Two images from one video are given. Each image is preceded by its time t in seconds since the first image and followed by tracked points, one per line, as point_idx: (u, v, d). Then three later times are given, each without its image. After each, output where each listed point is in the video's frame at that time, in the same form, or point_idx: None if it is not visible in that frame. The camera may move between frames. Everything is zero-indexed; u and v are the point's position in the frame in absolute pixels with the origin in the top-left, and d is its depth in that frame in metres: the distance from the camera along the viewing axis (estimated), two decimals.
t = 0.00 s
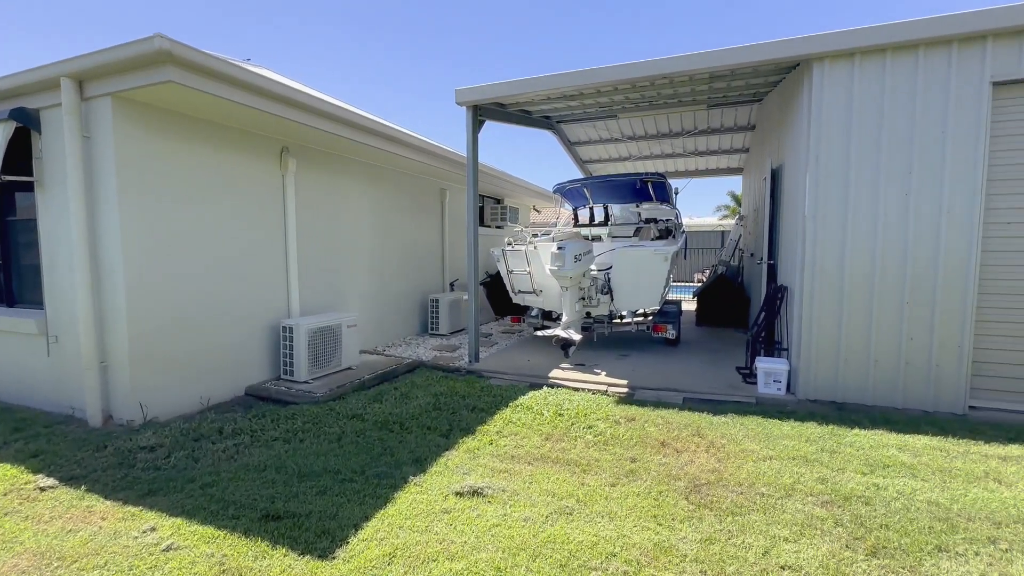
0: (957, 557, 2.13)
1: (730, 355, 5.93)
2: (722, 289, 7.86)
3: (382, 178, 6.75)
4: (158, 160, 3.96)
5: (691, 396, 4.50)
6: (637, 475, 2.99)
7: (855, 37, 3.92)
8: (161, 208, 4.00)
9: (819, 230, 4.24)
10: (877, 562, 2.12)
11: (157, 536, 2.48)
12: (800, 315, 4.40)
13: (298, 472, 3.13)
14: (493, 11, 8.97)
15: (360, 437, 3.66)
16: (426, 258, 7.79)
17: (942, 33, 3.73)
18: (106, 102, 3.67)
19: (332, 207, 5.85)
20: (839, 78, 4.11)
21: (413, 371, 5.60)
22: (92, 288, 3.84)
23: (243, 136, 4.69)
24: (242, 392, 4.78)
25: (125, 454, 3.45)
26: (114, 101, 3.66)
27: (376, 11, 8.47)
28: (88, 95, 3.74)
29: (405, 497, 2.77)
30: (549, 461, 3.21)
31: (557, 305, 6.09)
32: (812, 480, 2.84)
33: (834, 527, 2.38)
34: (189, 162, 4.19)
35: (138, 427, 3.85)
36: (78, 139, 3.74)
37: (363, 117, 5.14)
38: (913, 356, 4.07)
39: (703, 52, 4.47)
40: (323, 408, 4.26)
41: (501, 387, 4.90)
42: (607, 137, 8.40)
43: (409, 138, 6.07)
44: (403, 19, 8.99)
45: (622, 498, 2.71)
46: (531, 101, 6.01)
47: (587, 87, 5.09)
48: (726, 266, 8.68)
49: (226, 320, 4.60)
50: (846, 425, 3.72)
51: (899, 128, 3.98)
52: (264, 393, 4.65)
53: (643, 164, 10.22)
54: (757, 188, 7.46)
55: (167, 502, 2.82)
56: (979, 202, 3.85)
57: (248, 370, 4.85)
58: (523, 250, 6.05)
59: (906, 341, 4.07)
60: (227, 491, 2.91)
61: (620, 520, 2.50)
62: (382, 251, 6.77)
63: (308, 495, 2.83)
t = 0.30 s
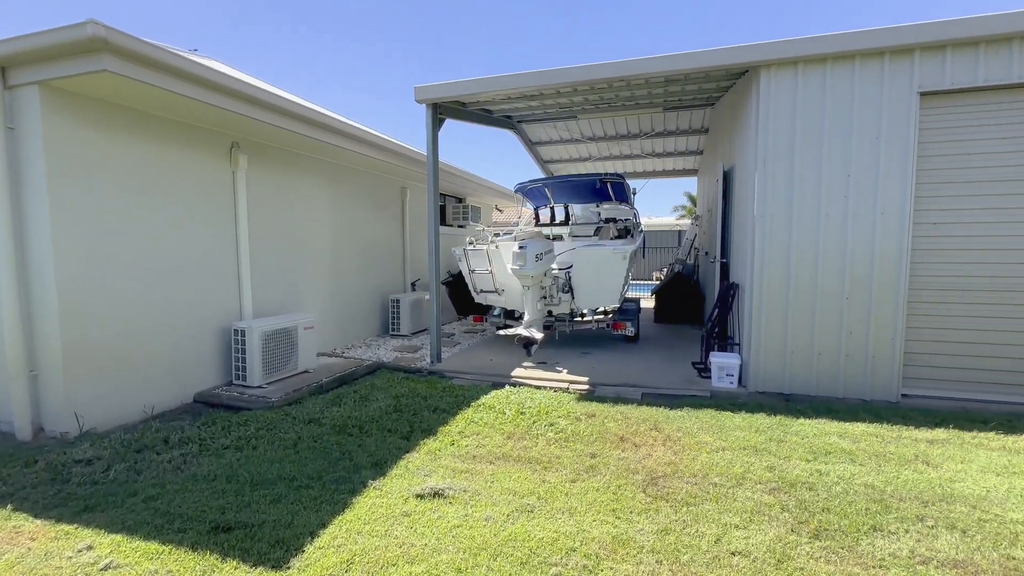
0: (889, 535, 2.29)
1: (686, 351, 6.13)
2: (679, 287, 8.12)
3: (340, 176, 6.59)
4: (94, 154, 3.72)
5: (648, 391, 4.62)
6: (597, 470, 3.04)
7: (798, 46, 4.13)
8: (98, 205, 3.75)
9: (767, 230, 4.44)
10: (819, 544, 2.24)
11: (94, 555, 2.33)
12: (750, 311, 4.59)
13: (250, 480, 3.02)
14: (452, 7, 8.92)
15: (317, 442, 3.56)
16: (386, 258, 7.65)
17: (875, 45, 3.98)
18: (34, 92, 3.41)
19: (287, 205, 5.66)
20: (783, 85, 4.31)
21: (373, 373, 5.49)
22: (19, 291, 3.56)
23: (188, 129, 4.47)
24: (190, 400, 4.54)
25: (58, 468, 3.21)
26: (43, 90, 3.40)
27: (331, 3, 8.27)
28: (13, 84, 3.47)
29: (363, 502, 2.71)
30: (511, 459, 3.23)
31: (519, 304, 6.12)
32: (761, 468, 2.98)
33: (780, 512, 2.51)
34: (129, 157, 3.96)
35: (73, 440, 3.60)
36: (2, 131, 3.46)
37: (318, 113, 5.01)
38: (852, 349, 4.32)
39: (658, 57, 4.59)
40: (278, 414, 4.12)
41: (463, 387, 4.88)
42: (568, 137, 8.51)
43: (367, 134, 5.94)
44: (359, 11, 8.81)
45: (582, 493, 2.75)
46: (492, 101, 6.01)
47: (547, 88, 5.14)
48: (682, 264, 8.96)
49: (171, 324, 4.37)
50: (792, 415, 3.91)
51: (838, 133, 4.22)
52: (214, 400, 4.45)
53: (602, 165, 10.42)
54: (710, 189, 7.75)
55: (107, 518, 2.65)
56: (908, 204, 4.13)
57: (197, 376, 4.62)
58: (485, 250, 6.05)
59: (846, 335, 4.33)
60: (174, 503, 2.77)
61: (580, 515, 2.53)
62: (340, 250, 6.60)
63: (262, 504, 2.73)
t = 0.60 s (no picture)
0: (824, 517, 2.43)
1: (641, 347, 6.29)
2: (635, 285, 8.34)
3: (293, 174, 6.39)
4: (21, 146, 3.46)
5: (605, 388, 4.72)
6: (553, 466, 3.09)
7: (742, 54, 4.33)
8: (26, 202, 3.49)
9: (716, 230, 4.62)
10: (760, 528, 2.36)
11: None
12: (701, 308, 4.77)
13: (195, 490, 2.89)
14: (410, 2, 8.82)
15: (268, 448, 3.45)
16: (343, 258, 7.47)
17: (812, 55, 4.21)
18: None
19: (235, 203, 5.44)
20: (729, 90, 4.50)
21: (329, 376, 5.36)
22: None
23: (128, 123, 4.24)
24: (129, 409, 4.29)
25: None
26: None
27: None
28: None
29: (316, 508, 2.65)
30: (469, 459, 3.22)
31: (479, 303, 6.12)
32: (709, 459, 3.10)
33: (725, 500, 2.62)
34: (62, 151, 3.71)
35: None
36: None
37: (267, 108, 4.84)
38: (794, 342, 4.56)
39: (612, 59, 4.69)
40: (226, 421, 3.95)
41: (422, 388, 4.83)
42: (527, 138, 8.57)
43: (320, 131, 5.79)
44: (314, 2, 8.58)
45: (538, 490, 2.79)
46: (450, 99, 5.98)
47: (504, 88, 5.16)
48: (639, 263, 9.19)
49: (108, 329, 4.11)
50: (740, 407, 4.09)
51: (779, 137, 4.44)
52: (157, 409, 4.22)
53: (561, 165, 10.55)
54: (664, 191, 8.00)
55: (33, 537, 2.47)
56: (842, 205, 4.40)
57: (136, 384, 4.36)
58: (444, 250, 6.02)
59: (788, 330, 4.56)
60: (109, 518, 2.61)
61: (535, 511, 2.57)
62: (294, 251, 6.40)
63: (207, 515, 2.61)
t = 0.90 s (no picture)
0: (763, 502, 2.56)
1: (599, 345, 6.41)
2: (593, 284, 8.49)
3: (241, 172, 6.14)
4: None
5: (562, 385, 4.78)
6: (509, 464, 3.10)
7: (691, 60, 4.48)
8: None
9: (668, 230, 4.76)
10: (705, 515, 2.45)
11: None
12: (654, 306, 4.90)
13: (132, 504, 2.73)
14: None
15: (212, 457, 3.30)
16: (296, 259, 7.23)
17: (754, 63, 4.41)
18: None
19: (177, 202, 5.18)
20: (678, 94, 4.65)
21: (281, 381, 5.18)
22: None
23: (58, 115, 3.95)
24: (59, 421, 4.00)
25: None
26: None
27: None
28: None
29: (263, 516, 2.56)
30: (424, 459, 3.20)
31: (437, 303, 6.08)
32: (660, 451, 3.20)
33: (673, 490, 2.71)
34: None
35: None
36: None
37: (211, 103, 4.64)
38: (741, 338, 4.77)
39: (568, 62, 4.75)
40: (168, 430, 3.76)
41: (378, 390, 4.75)
42: (487, 138, 8.58)
43: (270, 128, 5.60)
44: None
45: (492, 488, 2.80)
46: (406, 98, 5.90)
47: (461, 88, 5.15)
48: (597, 262, 9.37)
49: (36, 336, 3.82)
50: (690, 401, 4.24)
51: (725, 140, 4.63)
52: (90, 420, 3.96)
53: (521, 166, 10.62)
54: (621, 192, 8.18)
55: None
56: (783, 206, 4.63)
57: (68, 394, 4.08)
58: (402, 250, 5.97)
59: (736, 326, 4.76)
60: (34, 538, 2.43)
61: (489, 509, 2.58)
62: (242, 251, 6.15)
63: (144, 529, 2.48)
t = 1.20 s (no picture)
0: (708, 494, 2.65)
1: (559, 345, 6.47)
2: (554, 284, 8.59)
3: (186, 170, 5.87)
4: None
5: (521, 386, 4.81)
6: (464, 466, 3.09)
7: (643, 65, 4.59)
8: None
9: (622, 231, 4.86)
10: (654, 509, 2.52)
11: None
12: (610, 306, 5.00)
13: (59, 523, 2.56)
14: None
15: (151, 470, 3.14)
16: (247, 261, 6.97)
17: (702, 70, 4.56)
18: None
19: (114, 201, 4.90)
20: (631, 98, 4.76)
21: (231, 388, 4.98)
22: None
23: None
24: None
25: None
26: None
27: None
28: None
29: (204, 531, 2.45)
30: (378, 465, 3.15)
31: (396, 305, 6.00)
32: (613, 448, 3.26)
33: (624, 485, 2.78)
34: None
35: None
36: None
37: (151, 98, 4.41)
38: (693, 335, 4.92)
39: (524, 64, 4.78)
40: (102, 443, 3.54)
41: (334, 395, 4.64)
42: (447, 138, 8.53)
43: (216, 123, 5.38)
44: None
45: (446, 491, 2.78)
46: (362, 96, 5.79)
47: (418, 87, 5.10)
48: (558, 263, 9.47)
49: None
50: (645, 398, 4.34)
51: (676, 144, 4.77)
52: (15, 435, 3.69)
53: (482, 166, 10.61)
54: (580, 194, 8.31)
55: None
56: (730, 208, 4.81)
57: None
58: (358, 251, 5.86)
59: (688, 323, 4.91)
60: None
61: (442, 513, 2.56)
62: (187, 253, 5.87)
63: (71, 550, 2.33)
